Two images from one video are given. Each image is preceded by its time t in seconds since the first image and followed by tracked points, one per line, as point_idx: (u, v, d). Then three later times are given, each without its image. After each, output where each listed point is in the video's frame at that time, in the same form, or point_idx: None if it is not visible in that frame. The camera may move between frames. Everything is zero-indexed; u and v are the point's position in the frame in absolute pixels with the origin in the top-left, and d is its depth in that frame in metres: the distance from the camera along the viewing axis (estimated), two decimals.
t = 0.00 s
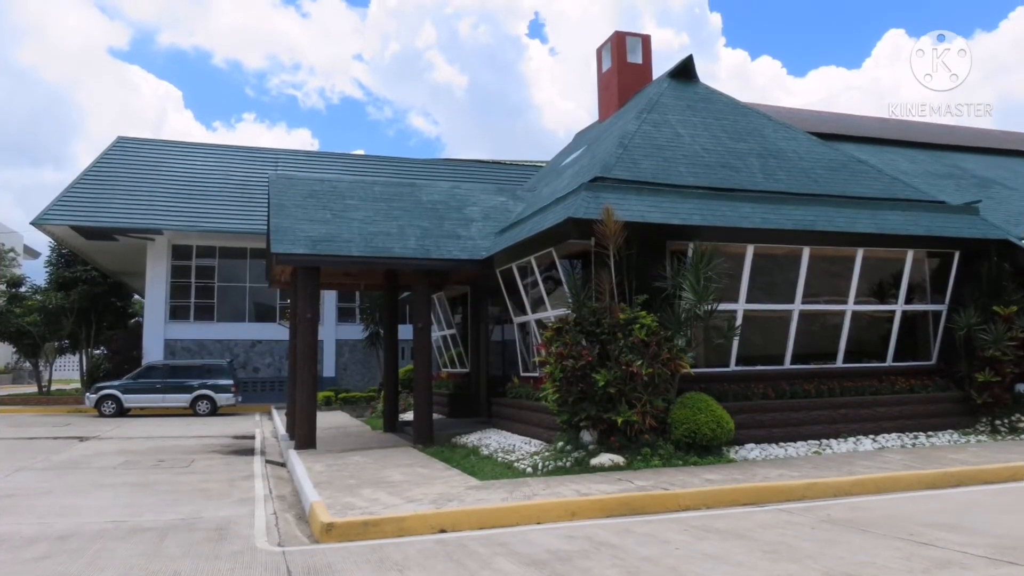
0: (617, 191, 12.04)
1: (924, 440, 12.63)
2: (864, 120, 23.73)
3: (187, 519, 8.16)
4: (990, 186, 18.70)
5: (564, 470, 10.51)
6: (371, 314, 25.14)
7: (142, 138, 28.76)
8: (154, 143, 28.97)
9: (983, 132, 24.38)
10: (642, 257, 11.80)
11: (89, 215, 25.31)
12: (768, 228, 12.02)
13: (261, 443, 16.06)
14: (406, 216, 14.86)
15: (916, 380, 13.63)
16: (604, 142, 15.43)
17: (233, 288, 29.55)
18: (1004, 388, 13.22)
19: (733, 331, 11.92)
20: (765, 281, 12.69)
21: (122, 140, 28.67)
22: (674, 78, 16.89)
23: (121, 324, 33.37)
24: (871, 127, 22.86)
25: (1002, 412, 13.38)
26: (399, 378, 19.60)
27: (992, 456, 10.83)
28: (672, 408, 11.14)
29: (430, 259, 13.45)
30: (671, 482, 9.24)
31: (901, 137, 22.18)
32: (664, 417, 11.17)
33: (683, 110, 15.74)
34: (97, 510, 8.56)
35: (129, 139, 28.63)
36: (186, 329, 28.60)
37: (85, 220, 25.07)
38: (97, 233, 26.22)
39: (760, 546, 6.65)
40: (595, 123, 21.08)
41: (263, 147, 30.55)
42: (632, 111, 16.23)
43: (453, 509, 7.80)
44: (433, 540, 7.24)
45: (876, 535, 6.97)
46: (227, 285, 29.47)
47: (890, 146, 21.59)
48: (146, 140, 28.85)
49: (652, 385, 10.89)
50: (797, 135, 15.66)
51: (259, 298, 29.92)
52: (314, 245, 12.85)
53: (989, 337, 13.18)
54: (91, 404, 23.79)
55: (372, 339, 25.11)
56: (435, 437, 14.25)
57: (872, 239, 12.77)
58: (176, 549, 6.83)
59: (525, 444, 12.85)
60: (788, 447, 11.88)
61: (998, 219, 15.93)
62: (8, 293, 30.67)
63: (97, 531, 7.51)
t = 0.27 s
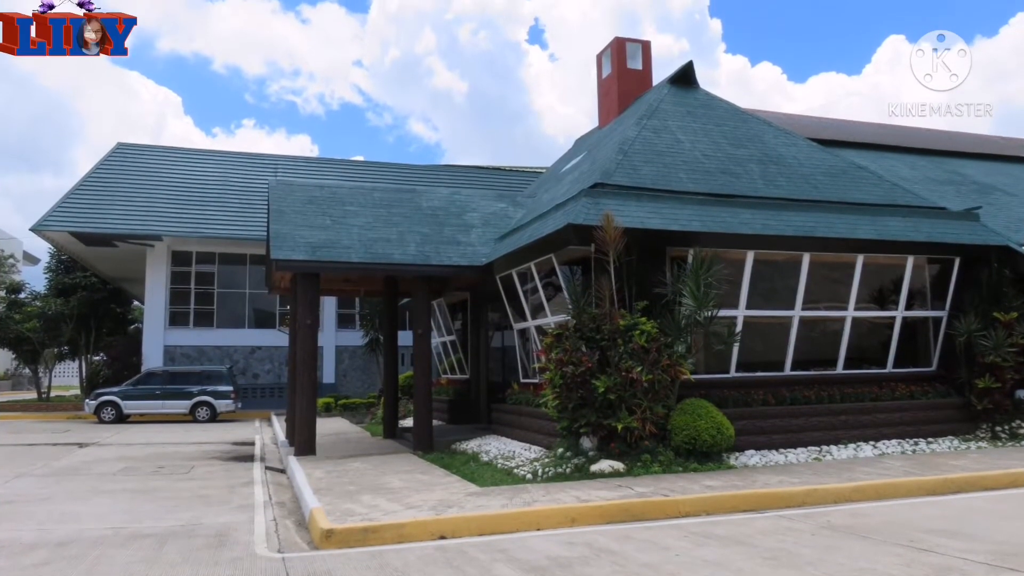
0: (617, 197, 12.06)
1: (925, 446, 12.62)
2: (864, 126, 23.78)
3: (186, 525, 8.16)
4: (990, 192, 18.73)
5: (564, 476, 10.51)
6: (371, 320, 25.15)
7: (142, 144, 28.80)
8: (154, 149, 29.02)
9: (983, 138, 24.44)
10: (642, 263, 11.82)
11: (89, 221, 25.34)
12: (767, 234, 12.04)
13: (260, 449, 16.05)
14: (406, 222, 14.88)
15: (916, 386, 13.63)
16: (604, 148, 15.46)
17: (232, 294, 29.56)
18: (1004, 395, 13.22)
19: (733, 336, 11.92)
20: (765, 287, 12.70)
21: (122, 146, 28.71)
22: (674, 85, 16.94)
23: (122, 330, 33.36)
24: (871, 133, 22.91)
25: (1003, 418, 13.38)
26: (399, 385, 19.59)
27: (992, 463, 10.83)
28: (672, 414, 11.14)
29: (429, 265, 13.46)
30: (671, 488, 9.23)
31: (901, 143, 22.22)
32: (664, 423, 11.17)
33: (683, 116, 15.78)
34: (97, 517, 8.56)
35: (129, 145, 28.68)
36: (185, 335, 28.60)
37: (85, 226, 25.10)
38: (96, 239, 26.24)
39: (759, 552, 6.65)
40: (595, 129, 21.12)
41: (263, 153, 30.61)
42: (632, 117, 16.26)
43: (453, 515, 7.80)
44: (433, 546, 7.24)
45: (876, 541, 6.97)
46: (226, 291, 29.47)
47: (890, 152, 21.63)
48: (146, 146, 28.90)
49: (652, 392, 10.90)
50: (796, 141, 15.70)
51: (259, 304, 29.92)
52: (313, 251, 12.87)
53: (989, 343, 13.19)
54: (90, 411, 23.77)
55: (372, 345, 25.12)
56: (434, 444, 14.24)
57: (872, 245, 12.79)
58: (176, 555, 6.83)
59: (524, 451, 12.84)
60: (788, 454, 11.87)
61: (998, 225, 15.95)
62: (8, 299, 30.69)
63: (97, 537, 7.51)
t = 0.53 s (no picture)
0: (617, 203, 12.08)
1: (925, 453, 12.62)
2: (864, 132, 23.83)
3: (186, 532, 8.15)
4: (990, 199, 18.75)
5: (564, 483, 10.50)
6: (371, 326, 25.15)
7: (142, 150, 28.84)
8: (153, 156, 29.05)
9: (983, 144, 24.49)
10: (642, 269, 11.82)
11: (88, 227, 25.36)
12: (767, 240, 12.05)
13: (260, 456, 16.02)
14: (406, 228, 14.89)
15: (916, 393, 13.62)
16: (604, 154, 15.49)
17: (232, 300, 29.56)
18: (1005, 401, 13.22)
19: (733, 343, 11.92)
20: (765, 293, 12.70)
21: (122, 152, 28.74)
22: (674, 91, 16.97)
23: (121, 337, 33.32)
24: (871, 140, 22.95)
25: (1003, 424, 13.37)
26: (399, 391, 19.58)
27: (992, 469, 10.82)
28: (672, 421, 11.13)
29: (429, 271, 13.48)
30: (671, 495, 9.22)
31: (901, 149, 22.26)
32: (664, 430, 11.15)
33: (683, 123, 15.81)
34: (96, 523, 8.54)
35: (128, 151, 28.71)
36: (185, 342, 28.59)
37: (85, 233, 25.13)
38: (96, 245, 26.26)
39: (759, 559, 6.64)
40: (595, 135, 21.15)
41: (264, 159, 30.64)
42: (632, 123, 16.29)
43: (453, 522, 7.78)
44: (433, 553, 7.23)
45: (876, 548, 6.96)
46: (226, 297, 29.46)
47: (890, 158, 21.67)
48: (145, 152, 28.91)
49: (652, 398, 10.89)
50: (796, 147, 15.73)
51: (258, 311, 29.92)
52: (313, 257, 12.88)
53: (989, 349, 13.20)
54: (90, 417, 23.74)
55: (372, 351, 25.12)
56: (434, 450, 14.23)
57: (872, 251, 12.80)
58: (175, 561, 6.82)
59: (524, 457, 12.83)
60: (788, 460, 11.87)
61: (998, 231, 15.97)
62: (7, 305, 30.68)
63: (95, 543, 7.50)
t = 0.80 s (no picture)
0: (617, 209, 12.10)
1: (925, 459, 12.63)
2: (865, 138, 23.88)
3: (185, 538, 8.15)
4: (991, 205, 18.78)
5: (564, 489, 10.49)
6: (371, 332, 25.15)
7: (142, 156, 28.89)
8: (153, 161, 29.08)
9: (983, 151, 24.53)
10: (642, 275, 11.84)
11: (88, 234, 25.40)
12: (767, 246, 12.07)
13: (260, 462, 16.01)
14: (406, 235, 14.91)
15: (917, 399, 13.62)
16: (604, 160, 15.52)
17: (231, 306, 29.56)
18: (1005, 407, 13.22)
19: (733, 349, 11.93)
20: (765, 299, 12.71)
21: (122, 158, 28.78)
22: (674, 97, 17.01)
23: (121, 343, 33.32)
24: (871, 146, 22.99)
25: (1003, 431, 13.37)
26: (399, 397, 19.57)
27: (993, 475, 10.81)
28: (672, 427, 11.12)
29: (429, 277, 13.49)
30: (671, 501, 9.21)
31: (902, 155, 22.30)
32: (664, 436, 11.15)
33: (683, 129, 15.85)
34: (96, 530, 8.54)
35: (127, 157, 28.75)
36: (184, 348, 28.59)
37: (85, 239, 25.17)
38: (95, 252, 26.29)
39: (760, 565, 6.63)
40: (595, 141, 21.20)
41: (264, 166, 30.68)
42: (632, 129, 16.33)
43: (453, 528, 7.78)
44: (433, 559, 7.23)
45: (876, 554, 6.96)
46: (225, 303, 29.46)
47: (891, 164, 21.70)
48: (144, 158, 28.95)
49: (652, 405, 10.90)
50: (797, 153, 15.76)
51: (258, 317, 29.93)
52: (313, 263, 12.90)
53: (990, 355, 13.20)
54: (89, 423, 23.73)
55: (372, 357, 25.13)
56: (434, 457, 14.22)
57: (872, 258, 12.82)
58: (175, 568, 6.82)
59: (524, 463, 12.82)
60: (788, 466, 11.87)
61: (999, 237, 15.99)
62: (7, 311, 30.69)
63: (95, 550, 7.50)
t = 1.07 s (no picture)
0: (617, 215, 12.11)
1: (926, 466, 12.63)
2: (864, 144, 23.92)
3: (185, 545, 8.14)
4: (991, 211, 18.81)
5: (563, 496, 10.49)
6: (371, 338, 25.15)
7: (142, 162, 28.91)
8: (153, 168, 29.10)
9: (983, 157, 24.58)
10: (642, 282, 11.85)
11: (88, 240, 25.42)
12: (767, 252, 12.09)
13: (259, 469, 16.00)
14: (406, 241, 14.93)
15: (917, 406, 13.62)
16: (604, 166, 15.55)
17: (231, 312, 29.57)
18: (1006, 414, 13.22)
19: (733, 355, 11.93)
20: (765, 306, 12.71)
21: (122, 164, 28.84)
22: (674, 103, 17.05)
23: (120, 350, 33.34)
24: (871, 152, 23.03)
25: (1004, 437, 13.37)
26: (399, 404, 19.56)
27: (993, 482, 10.80)
28: (672, 433, 11.13)
29: (429, 283, 13.51)
30: (671, 508, 9.20)
31: (901, 162, 22.34)
32: (664, 442, 11.14)
33: (683, 135, 15.88)
34: (95, 536, 8.52)
35: (126, 163, 28.76)
36: (184, 354, 28.58)
37: (84, 245, 25.19)
38: (95, 258, 26.30)
39: (760, 571, 6.63)
40: (595, 147, 21.24)
41: (264, 172, 30.72)
42: (632, 135, 16.36)
43: (452, 535, 7.78)
44: (432, 566, 7.21)
45: (876, 560, 6.95)
46: (225, 310, 29.46)
47: (890, 170, 21.74)
48: (144, 164, 28.96)
49: (652, 411, 10.90)
50: (797, 160, 15.80)
51: (258, 323, 29.93)
52: (312, 269, 12.91)
53: (990, 362, 13.21)
54: (89, 430, 23.72)
55: (372, 363, 25.13)
56: (434, 463, 14.21)
57: (872, 264, 12.84)
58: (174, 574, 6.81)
59: (524, 470, 12.81)
60: (788, 473, 11.87)
61: (999, 243, 16.01)
62: (6, 318, 30.71)
63: (94, 556, 7.49)
